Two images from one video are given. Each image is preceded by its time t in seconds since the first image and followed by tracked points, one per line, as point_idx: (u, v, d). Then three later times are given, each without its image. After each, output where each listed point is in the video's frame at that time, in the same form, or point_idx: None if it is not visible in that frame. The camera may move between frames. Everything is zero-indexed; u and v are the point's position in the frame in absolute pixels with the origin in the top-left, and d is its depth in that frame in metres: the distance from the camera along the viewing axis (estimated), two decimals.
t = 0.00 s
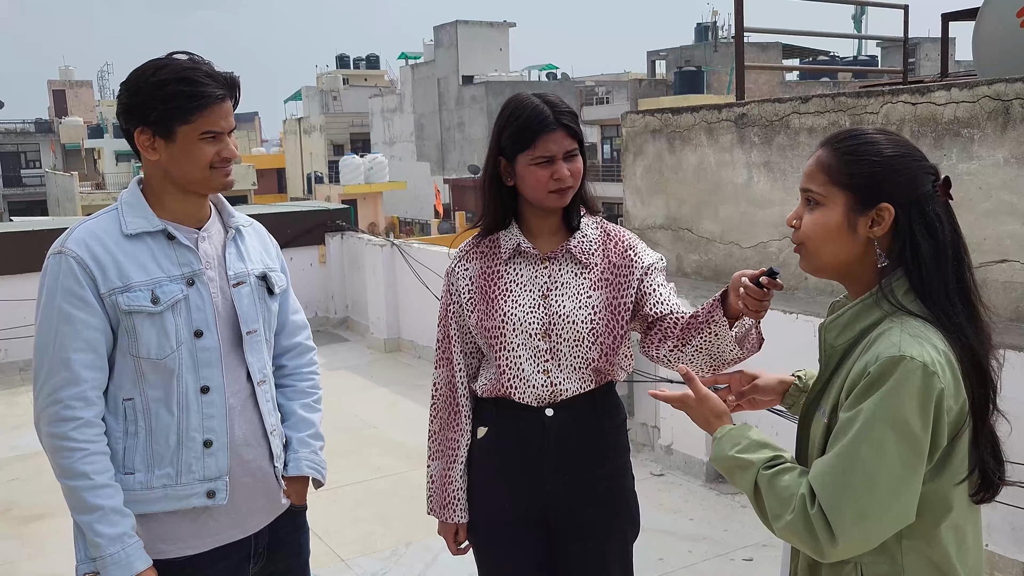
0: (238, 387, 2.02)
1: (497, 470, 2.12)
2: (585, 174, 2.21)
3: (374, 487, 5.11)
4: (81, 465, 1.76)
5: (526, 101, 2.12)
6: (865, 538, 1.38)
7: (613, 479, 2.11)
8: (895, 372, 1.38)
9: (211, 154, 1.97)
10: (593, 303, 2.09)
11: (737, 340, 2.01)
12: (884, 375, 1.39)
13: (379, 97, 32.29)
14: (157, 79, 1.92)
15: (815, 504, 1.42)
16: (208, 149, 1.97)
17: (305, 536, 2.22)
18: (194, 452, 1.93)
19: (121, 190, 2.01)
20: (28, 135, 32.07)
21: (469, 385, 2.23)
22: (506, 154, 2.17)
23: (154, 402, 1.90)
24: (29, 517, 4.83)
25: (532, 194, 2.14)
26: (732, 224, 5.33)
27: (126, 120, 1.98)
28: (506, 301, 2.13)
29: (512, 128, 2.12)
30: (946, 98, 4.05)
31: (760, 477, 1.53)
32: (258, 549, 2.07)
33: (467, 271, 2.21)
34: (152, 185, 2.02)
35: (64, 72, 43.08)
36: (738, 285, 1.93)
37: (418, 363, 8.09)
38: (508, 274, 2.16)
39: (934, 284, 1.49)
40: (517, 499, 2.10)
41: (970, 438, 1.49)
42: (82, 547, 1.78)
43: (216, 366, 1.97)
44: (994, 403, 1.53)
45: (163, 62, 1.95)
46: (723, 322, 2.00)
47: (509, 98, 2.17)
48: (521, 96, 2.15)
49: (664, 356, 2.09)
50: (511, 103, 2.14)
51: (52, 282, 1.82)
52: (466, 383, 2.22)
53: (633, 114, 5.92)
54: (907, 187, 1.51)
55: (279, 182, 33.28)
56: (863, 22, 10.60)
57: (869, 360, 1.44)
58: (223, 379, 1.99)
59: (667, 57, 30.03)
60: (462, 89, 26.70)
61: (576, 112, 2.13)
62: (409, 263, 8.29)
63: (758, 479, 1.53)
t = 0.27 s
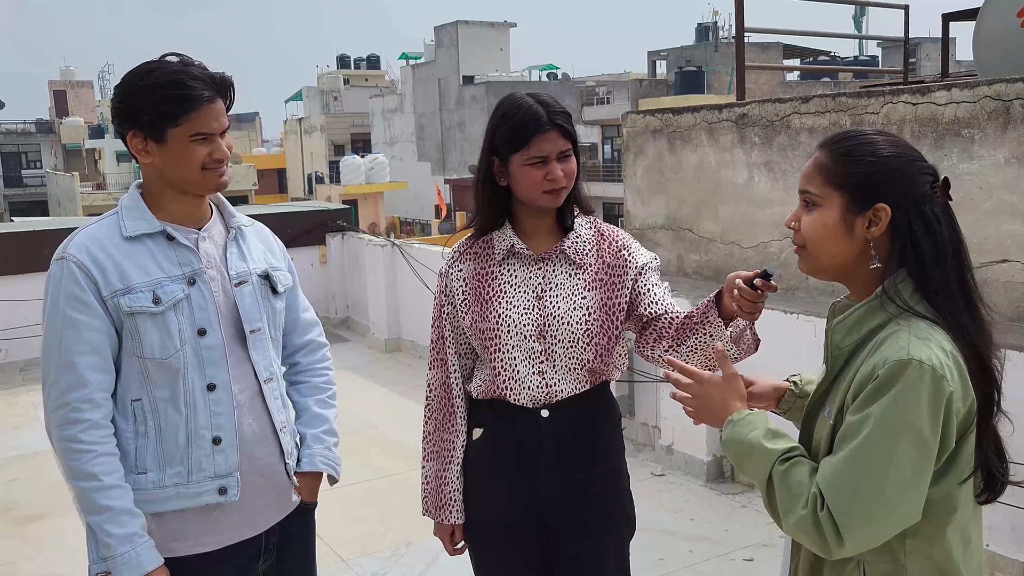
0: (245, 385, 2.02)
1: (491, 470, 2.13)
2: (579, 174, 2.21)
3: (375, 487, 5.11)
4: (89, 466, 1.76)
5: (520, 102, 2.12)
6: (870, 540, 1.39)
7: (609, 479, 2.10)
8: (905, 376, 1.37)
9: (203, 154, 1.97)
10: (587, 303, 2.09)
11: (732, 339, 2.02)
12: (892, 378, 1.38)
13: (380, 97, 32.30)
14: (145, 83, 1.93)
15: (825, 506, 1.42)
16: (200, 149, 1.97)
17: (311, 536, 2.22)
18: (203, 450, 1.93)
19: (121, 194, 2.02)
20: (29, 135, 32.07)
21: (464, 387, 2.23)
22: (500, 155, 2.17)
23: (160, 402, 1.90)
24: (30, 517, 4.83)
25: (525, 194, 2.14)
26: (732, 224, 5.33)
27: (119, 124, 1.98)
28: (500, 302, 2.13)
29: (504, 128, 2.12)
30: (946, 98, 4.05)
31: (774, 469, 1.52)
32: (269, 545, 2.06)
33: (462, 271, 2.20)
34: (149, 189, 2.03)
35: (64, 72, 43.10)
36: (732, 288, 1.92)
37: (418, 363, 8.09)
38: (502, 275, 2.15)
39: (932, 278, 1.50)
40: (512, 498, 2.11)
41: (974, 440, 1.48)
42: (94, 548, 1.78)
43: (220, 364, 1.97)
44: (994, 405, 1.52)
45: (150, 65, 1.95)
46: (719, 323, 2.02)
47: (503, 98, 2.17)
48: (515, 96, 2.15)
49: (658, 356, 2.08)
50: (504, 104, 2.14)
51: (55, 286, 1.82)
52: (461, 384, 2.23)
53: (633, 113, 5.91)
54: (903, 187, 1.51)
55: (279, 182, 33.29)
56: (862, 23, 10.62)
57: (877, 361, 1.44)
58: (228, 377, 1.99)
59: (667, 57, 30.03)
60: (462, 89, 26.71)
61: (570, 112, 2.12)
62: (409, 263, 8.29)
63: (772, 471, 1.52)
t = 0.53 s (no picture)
0: (251, 383, 2.02)
1: (481, 472, 2.13)
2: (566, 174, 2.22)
3: (376, 487, 5.12)
4: (97, 461, 1.77)
5: (505, 101, 2.12)
6: (839, 521, 1.39)
7: (598, 480, 2.11)
8: (905, 371, 1.39)
9: (207, 154, 1.97)
10: (576, 304, 2.09)
11: (724, 337, 2.04)
12: (894, 374, 1.40)
13: (380, 98, 32.32)
14: (151, 82, 1.93)
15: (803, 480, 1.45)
16: (204, 149, 1.97)
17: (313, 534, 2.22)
18: (209, 447, 1.93)
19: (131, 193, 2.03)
20: (29, 135, 32.08)
21: (454, 388, 2.23)
22: (487, 155, 2.16)
23: (167, 399, 1.91)
24: (32, 517, 4.84)
25: (513, 195, 2.14)
26: (733, 224, 5.33)
27: (126, 124, 2.00)
28: (489, 303, 2.13)
29: (490, 129, 2.12)
30: (946, 98, 4.05)
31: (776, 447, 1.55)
32: (270, 545, 2.07)
33: (450, 273, 2.21)
34: (156, 188, 2.04)
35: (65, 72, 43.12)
36: (723, 286, 1.93)
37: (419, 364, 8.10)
38: (491, 275, 2.16)
39: (949, 276, 1.51)
40: (502, 498, 2.11)
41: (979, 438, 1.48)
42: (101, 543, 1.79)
43: (227, 361, 1.97)
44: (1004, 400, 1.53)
45: (158, 65, 1.96)
46: (710, 322, 2.02)
47: (490, 98, 2.17)
48: (501, 97, 2.16)
49: (651, 354, 2.10)
50: (489, 105, 2.14)
51: (64, 283, 1.84)
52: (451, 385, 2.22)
53: (634, 114, 5.92)
54: (915, 183, 1.53)
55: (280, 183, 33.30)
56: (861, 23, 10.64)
57: (878, 360, 1.45)
58: (234, 374, 1.99)
59: (668, 57, 30.03)
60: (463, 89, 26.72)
61: (557, 111, 2.12)
62: (410, 263, 8.30)
63: (773, 448, 1.55)
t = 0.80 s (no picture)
0: (252, 384, 2.02)
1: (472, 472, 2.13)
2: (553, 174, 2.22)
3: (377, 486, 5.12)
4: (99, 459, 1.77)
5: (492, 101, 2.12)
6: (860, 525, 1.39)
7: (586, 479, 2.11)
8: (904, 366, 1.38)
9: (219, 155, 1.98)
10: (564, 303, 2.09)
11: (711, 335, 2.02)
12: (896, 365, 1.39)
13: (381, 97, 32.33)
14: (168, 80, 1.93)
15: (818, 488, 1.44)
16: (216, 150, 1.97)
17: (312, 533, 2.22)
18: (209, 447, 1.93)
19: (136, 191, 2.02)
20: (30, 135, 32.08)
21: (443, 388, 2.23)
22: (474, 155, 2.16)
23: (168, 398, 1.90)
24: (33, 517, 4.84)
25: (499, 194, 2.14)
26: (733, 224, 5.33)
27: (138, 120, 1.99)
28: (477, 303, 2.13)
29: (477, 129, 2.12)
30: (946, 97, 4.05)
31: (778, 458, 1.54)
32: (268, 545, 2.07)
33: (437, 273, 2.20)
34: (163, 184, 2.03)
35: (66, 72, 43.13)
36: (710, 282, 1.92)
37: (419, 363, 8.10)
38: (479, 276, 2.16)
39: (947, 274, 1.50)
40: (492, 498, 2.11)
41: (980, 434, 1.48)
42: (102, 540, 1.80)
43: (228, 361, 1.97)
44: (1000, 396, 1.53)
45: (175, 63, 1.95)
46: (697, 317, 2.01)
47: (476, 98, 2.17)
48: (488, 96, 2.15)
49: (639, 352, 2.11)
50: (477, 104, 2.14)
51: (67, 281, 1.83)
52: (440, 384, 2.23)
53: (634, 113, 5.92)
54: (907, 180, 1.52)
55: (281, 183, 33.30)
56: (862, 23, 10.65)
57: (881, 351, 1.45)
58: (236, 374, 1.99)
59: (668, 57, 30.04)
60: (463, 89, 26.72)
61: (542, 110, 2.12)
62: (410, 263, 8.31)
63: (774, 461, 1.54)
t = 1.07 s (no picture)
0: (248, 387, 2.03)
1: (470, 470, 2.15)
2: (555, 175, 2.22)
3: (377, 486, 5.12)
4: (94, 459, 1.78)
5: (493, 102, 2.13)
6: (892, 527, 1.38)
7: (594, 475, 2.11)
8: (914, 364, 1.38)
9: (221, 155, 1.98)
10: (565, 302, 2.09)
11: (710, 334, 2.01)
12: (905, 363, 1.40)
13: (381, 97, 32.33)
14: (172, 80, 1.94)
15: (842, 494, 1.42)
16: (219, 150, 1.97)
17: (309, 533, 2.22)
18: (203, 449, 1.93)
19: (137, 191, 2.03)
20: (30, 135, 32.08)
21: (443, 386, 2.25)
22: (475, 155, 2.17)
23: (164, 399, 1.91)
24: (33, 516, 4.85)
25: (501, 194, 2.15)
26: (734, 223, 5.33)
27: (141, 118, 1.99)
28: (479, 302, 2.14)
29: (478, 129, 2.13)
30: (946, 97, 4.06)
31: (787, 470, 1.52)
32: (264, 546, 2.07)
33: (439, 276, 2.23)
34: (165, 184, 2.03)
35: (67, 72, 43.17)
36: (710, 279, 1.93)
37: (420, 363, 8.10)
38: (480, 275, 2.16)
39: (952, 268, 1.52)
40: (497, 497, 2.11)
41: (984, 429, 1.49)
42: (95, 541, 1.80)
43: (225, 364, 1.98)
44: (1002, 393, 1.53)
45: (180, 63, 1.96)
46: (696, 318, 2.01)
47: (477, 100, 2.18)
48: (488, 98, 2.16)
49: (638, 353, 2.11)
50: (477, 106, 2.15)
51: (65, 281, 1.84)
52: (440, 383, 2.26)
53: (634, 113, 5.93)
54: (912, 181, 1.53)
55: (281, 183, 33.32)
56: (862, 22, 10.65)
57: (889, 347, 1.45)
58: (233, 377, 2.00)
59: (669, 56, 30.04)
60: (463, 88, 26.73)
61: (544, 111, 2.13)
62: (411, 263, 8.31)
63: (785, 473, 1.51)
